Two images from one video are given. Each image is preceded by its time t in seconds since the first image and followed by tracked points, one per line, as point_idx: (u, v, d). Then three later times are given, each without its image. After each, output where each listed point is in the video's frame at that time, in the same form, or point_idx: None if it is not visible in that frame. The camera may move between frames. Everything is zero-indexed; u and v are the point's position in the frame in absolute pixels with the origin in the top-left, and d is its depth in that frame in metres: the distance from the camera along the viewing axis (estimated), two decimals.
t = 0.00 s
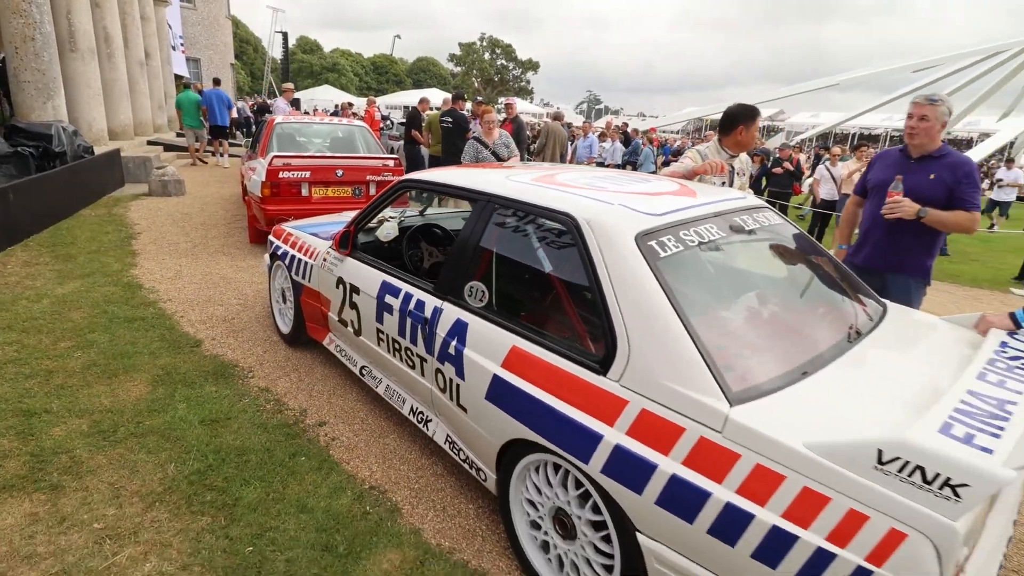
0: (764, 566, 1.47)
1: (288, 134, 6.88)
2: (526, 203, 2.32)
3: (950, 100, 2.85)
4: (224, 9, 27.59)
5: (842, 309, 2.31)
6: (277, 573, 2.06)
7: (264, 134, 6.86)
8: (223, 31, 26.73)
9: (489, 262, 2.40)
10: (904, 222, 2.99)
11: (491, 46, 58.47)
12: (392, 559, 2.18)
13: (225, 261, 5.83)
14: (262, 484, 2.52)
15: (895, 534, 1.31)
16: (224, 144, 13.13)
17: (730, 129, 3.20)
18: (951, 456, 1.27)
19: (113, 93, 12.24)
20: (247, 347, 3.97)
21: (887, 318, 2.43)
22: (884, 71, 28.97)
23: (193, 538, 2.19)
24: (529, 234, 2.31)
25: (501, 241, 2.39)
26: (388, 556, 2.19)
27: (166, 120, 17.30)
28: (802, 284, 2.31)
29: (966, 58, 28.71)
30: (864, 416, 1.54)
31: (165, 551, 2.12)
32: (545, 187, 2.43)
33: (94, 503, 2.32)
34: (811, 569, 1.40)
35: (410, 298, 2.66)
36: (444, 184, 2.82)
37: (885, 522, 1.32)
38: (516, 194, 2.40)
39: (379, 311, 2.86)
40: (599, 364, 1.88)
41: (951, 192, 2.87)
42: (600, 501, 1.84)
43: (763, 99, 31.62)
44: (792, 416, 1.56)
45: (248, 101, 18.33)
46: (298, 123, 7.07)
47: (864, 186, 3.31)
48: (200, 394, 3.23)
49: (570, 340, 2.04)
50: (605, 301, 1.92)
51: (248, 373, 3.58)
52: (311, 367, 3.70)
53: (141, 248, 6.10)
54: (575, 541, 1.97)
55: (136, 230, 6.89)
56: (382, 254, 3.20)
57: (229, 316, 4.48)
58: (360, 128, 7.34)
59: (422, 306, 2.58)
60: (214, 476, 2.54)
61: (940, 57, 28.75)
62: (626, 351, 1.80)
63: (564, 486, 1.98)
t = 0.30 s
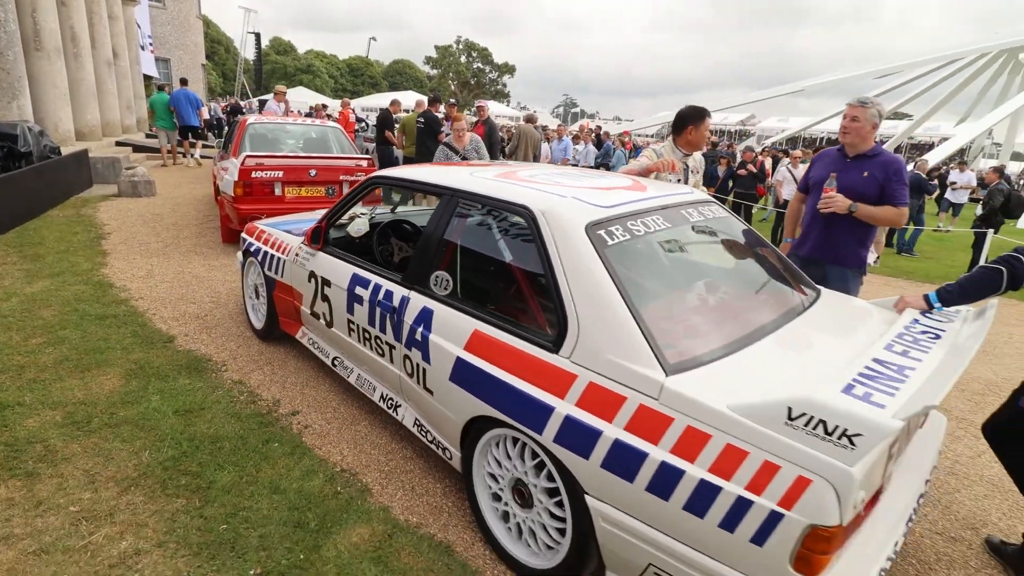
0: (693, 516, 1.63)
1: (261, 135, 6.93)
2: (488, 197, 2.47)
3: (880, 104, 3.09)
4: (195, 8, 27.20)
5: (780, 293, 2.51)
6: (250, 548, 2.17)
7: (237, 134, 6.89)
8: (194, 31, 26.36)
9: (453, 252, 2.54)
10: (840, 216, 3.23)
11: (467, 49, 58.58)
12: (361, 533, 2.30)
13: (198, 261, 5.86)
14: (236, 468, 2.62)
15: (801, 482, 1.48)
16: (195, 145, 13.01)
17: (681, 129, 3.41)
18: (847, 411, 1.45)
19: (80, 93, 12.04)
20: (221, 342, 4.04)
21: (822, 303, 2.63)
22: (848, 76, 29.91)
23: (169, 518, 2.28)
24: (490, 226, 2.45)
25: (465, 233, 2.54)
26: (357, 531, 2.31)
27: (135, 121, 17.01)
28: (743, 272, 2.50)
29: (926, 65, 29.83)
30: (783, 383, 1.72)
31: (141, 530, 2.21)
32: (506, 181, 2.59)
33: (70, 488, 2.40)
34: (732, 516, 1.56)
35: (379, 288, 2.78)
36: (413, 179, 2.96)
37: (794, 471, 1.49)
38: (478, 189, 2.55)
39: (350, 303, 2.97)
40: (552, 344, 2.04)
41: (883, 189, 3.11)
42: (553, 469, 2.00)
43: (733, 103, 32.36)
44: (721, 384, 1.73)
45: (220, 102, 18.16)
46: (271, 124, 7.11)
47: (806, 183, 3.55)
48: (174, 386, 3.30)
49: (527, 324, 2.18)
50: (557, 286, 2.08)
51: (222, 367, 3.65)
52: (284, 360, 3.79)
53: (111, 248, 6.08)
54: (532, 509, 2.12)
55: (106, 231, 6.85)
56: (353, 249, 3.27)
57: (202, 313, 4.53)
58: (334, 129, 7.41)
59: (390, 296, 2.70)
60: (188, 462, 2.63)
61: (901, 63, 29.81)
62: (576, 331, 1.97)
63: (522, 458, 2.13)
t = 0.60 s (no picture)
0: (638, 482, 1.76)
1: (235, 133, 6.93)
2: (453, 190, 2.57)
3: (822, 103, 3.28)
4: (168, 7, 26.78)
5: (730, 279, 2.66)
6: (223, 529, 2.24)
7: (211, 133, 6.89)
8: (167, 30, 25.96)
9: (420, 243, 2.63)
10: (788, 209, 3.42)
11: (447, 50, 58.46)
12: (331, 514, 2.39)
13: (171, 259, 5.85)
14: (209, 456, 2.68)
15: (732, 446, 1.61)
16: (169, 145, 12.87)
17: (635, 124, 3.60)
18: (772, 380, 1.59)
19: (49, 91, 11.84)
20: (194, 337, 4.08)
21: (773, 290, 2.78)
22: (820, 79, 30.65)
23: (142, 503, 2.34)
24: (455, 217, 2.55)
25: (431, 225, 2.63)
26: (328, 512, 2.40)
27: (108, 121, 16.74)
28: (695, 259, 2.64)
29: (893, 69, 30.70)
30: (722, 359, 1.85)
31: (114, 514, 2.27)
32: (470, 175, 2.70)
33: (43, 477, 2.44)
34: (672, 480, 1.69)
35: (349, 280, 2.87)
36: (383, 174, 3.05)
37: (726, 436, 1.62)
38: (444, 182, 2.65)
39: (322, 295, 3.05)
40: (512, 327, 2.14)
41: (827, 183, 3.30)
42: (513, 445, 2.11)
43: (709, 105, 32.91)
44: (664, 360, 1.86)
45: (195, 102, 17.94)
46: (246, 122, 7.11)
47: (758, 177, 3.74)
48: (147, 380, 3.34)
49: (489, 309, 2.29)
50: (516, 272, 2.19)
51: (196, 361, 3.70)
52: (258, 354, 3.85)
53: (83, 247, 6.03)
54: (495, 486, 2.24)
55: (77, 230, 6.79)
56: (325, 243, 3.34)
57: (175, 310, 4.56)
58: (309, 128, 7.44)
59: (360, 287, 2.79)
60: (161, 451, 2.68)
61: (870, 66, 30.62)
62: (533, 314, 2.08)
63: (485, 436, 2.25)
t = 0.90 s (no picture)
0: (605, 461, 1.84)
1: (218, 129, 6.91)
2: (431, 184, 2.63)
3: (778, 100, 3.39)
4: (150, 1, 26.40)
5: (699, 268, 2.76)
6: (206, 514, 2.29)
7: (193, 129, 6.87)
8: (148, 24, 25.59)
9: (400, 235, 2.69)
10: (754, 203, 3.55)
11: (434, 46, 58.23)
12: (313, 499, 2.45)
13: (153, 255, 5.85)
14: (192, 445, 2.73)
15: (692, 425, 1.70)
16: (152, 141, 12.74)
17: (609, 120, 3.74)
18: (728, 360, 1.69)
19: (28, 86, 11.68)
20: (178, 332, 4.10)
21: (742, 280, 2.87)
22: (803, 77, 31.04)
23: (125, 490, 2.39)
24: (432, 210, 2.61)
25: (410, 218, 2.69)
26: (309, 497, 2.46)
27: (88, 115, 16.51)
28: (666, 249, 2.73)
29: (875, 68, 31.18)
30: (686, 344, 1.94)
31: (98, 502, 2.31)
32: (449, 169, 2.77)
33: (26, 467, 2.47)
34: (636, 459, 1.78)
35: (330, 273, 2.93)
36: (364, 169, 3.09)
37: (686, 415, 1.71)
38: (422, 176, 2.72)
39: (304, 288, 3.10)
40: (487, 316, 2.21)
41: (790, 177, 3.42)
42: (488, 429, 2.19)
43: (695, 102, 33.21)
44: (631, 345, 1.95)
45: (177, 97, 17.76)
46: (228, 118, 7.09)
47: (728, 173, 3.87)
48: (129, 373, 3.36)
49: (465, 299, 2.35)
50: (491, 263, 2.26)
51: (179, 354, 3.73)
52: (241, 348, 3.88)
53: (64, 243, 6.01)
54: (472, 470, 2.32)
55: (58, 226, 6.74)
56: (306, 237, 3.39)
57: (158, 305, 4.57)
58: (293, 124, 7.44)
59: (341, 279, 2.85)
60: (144, 441, 2.72)
61: (851, 64, 31.05)
62: (507, 303, 2.16)
63: (462, 422, 2.32)
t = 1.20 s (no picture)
0: (582, 447, 1.90)
1: (200, 126, 6.87)
2: (413, 179, 2.67)
3: (762, 98, 3.48)
4: None
5: (677, 261, 2.83)
6: (191, 506, 2.32)
7: (175, 125, 6.83)
8: (128, 19, 25.20)
9: (382, 230, 2.73)
10: (739, 199, 3.64)
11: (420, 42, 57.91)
12: (298, 490, 2.48)
13: (136, 252, 5.81)
14: (177, 440, 2.75)
15: (664, 410, 1.76)
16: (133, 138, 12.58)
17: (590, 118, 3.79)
18: (697, 347, 1.75)
19: (6, 82, 11.49)
20: (162, 328, 4.10)
21: (719, 272, 2.94)
22: (787, 74, 31.38)
23: (110, 484, 2.41)
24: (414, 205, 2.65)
25: (392, 213, 2.73)
26: (294, 488, 2.49)
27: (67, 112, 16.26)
28: (644, 242, 2.79)
29: (856, 65, 31.60)
30: (659, 332, 2.01)
31: (83, 495, 2.33)
32: (430, 165, 2.81)
33: (10, 462, 2.48)
34: (612, 443, 1.84)
35: (314, 268, 2.96)
36: (347, 165, 3.12)
37: (658, 401, 1.78)
38: (404, 172, 2.76)
39: (288, 284, 3.13)
40: (468, 308, 2.26)
41: (773, 173, 3.49)
42: (469, 419, 2.24)
43: (680, 99, 33.42)
44: (606, 334, 2.01)
45: (159, 94, 17.53)
46: (211, 115, 7.06)
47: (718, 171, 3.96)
48: (113, 369, 3.37)
49: (446, 292, 2.40)
50: (471, 256, 2.31)
51: (163, 350, 3.73)
52: (226, 344, 3.90)
53: (45, 241, 5.95)
54: (454, 458, 2.37)
55: (38, 224, 6.67)
56: (290, 232, 3.41)
57: (141, 302, 4.56)
58: (277, 120, 7.42)
59: (324, 274, 2.88)
60: (129, 435, 2.74)
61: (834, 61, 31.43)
62: (486, 294, 2.21)
63: (444, 412, 2.38)
